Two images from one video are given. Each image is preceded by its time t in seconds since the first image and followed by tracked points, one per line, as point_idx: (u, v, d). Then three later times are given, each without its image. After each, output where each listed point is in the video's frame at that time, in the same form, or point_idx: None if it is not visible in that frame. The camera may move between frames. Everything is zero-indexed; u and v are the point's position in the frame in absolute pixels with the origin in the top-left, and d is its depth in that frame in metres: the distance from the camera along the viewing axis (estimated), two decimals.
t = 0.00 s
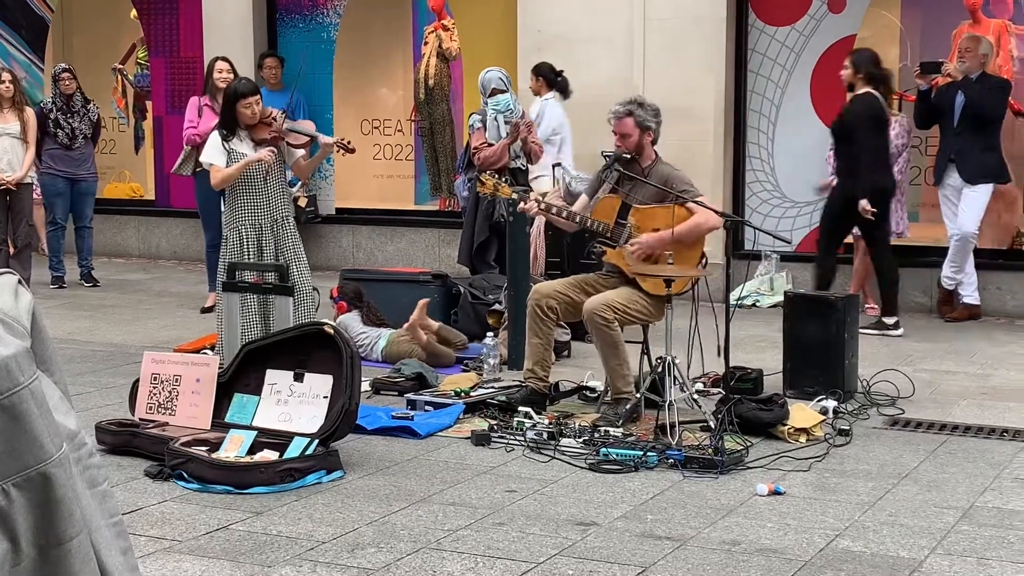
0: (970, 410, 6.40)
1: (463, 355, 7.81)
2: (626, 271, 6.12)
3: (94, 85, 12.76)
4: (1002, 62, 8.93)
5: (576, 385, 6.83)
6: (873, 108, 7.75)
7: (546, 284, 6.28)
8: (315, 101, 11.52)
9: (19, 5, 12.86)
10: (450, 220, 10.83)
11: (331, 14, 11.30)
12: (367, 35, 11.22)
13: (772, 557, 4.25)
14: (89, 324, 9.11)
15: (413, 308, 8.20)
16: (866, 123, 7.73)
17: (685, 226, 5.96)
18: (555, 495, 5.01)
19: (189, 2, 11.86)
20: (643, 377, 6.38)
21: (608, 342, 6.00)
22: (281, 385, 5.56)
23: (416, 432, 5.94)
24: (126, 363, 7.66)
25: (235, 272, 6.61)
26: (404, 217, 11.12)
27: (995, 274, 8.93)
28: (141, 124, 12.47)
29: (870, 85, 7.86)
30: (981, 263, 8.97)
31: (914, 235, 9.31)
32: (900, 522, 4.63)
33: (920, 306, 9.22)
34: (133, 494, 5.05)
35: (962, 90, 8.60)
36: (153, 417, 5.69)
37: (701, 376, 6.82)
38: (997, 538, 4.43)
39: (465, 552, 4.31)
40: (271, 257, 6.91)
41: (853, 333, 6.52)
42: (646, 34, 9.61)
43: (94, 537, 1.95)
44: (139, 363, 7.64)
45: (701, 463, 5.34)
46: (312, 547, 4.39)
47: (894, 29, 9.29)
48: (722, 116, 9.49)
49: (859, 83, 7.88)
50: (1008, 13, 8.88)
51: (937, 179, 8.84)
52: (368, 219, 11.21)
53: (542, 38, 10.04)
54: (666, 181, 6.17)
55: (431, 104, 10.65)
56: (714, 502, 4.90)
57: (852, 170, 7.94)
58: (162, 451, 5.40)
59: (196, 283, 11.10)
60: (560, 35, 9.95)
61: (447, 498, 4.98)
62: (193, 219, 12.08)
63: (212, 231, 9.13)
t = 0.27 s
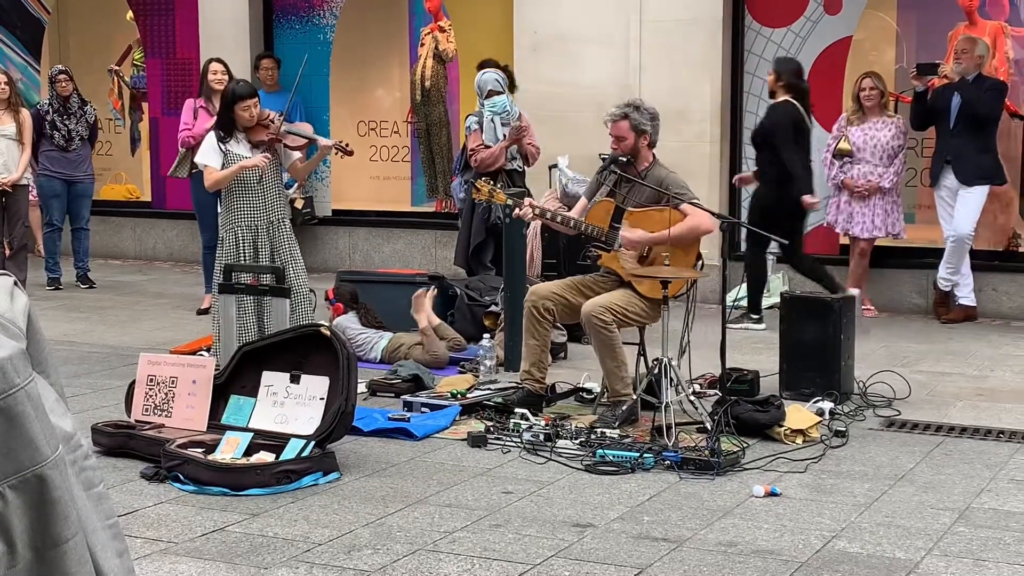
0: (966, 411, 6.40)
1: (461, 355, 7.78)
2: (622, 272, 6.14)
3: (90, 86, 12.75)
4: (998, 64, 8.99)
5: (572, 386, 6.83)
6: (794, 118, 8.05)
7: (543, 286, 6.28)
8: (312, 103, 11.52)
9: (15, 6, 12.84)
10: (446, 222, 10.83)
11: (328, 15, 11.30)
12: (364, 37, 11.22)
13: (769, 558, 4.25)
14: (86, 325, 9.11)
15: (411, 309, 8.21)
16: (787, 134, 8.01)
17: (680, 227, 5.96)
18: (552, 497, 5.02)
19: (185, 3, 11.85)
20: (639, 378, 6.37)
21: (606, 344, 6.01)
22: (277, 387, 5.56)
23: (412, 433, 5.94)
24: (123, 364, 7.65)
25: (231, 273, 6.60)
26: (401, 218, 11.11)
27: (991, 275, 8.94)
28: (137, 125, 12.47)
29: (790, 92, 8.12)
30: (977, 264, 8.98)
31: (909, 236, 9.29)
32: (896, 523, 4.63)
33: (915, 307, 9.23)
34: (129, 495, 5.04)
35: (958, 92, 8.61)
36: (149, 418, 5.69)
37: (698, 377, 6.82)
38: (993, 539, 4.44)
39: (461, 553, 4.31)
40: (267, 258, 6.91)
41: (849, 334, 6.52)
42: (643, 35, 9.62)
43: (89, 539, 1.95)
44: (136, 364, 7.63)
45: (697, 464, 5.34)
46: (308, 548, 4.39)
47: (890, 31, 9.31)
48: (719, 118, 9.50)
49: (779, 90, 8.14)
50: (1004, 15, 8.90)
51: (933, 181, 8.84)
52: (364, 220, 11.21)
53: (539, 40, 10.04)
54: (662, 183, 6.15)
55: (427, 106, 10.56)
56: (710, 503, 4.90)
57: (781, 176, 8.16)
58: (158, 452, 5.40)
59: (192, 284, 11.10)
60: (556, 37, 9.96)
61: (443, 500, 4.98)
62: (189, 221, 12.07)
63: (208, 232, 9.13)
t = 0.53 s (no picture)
0: (965, 413, 6.40)
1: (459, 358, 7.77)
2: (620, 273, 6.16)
3: (88, 87, 12.74)
4: (995, 65, 9.01)
5: (571, 389, 6.83)
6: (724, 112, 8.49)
7: (541, 287, 6.28)
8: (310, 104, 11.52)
9: (14, 8, 12.84)
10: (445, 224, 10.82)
11: (326, 17, 11.31)
12: (362, 38, 11.21)
13: (767, 560, 4.25)
14: (84, 327, 9.11)
15: (409, 311, 8.21)
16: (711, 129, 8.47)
17: (677, 226, 5.98)
18: (550, 498, 5.01)
19: (184, 4, 11.86)
20: (638, 380, 6.38)
21: (606, 346, 6.00)
22: (275, 388, 5.56)
23: (410, 435, 5.94)
24: (121, 366, 7.65)
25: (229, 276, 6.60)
26: (399, 220, 11.12)
27: (989, 277, 8.95)
28: (135, 127, 12.46)
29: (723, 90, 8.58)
30: (975, 266, 8.99)
31: (907, 238, 9.29)
32: (895, 525, 4.63)
33: (913, 309, 9.23)
34: (127, 497, 5.04)
35: (956, 93, 8.62)
36: (147, 420, 5.69)
37: (696, 379, 6.82)
38: (991, 541, 4.44)
39: (460, 555, 4.31)
40: (266, 260, 6.91)
41: (847, 335, 6.52)
42: (641, 37, 9.63)
43: (88, 542, 1.95)
44: (134, 366, 7.63)
45: (696, 466, 5.34)
46: (306, 550, 4.38)
47: (888, 32, 9.31)
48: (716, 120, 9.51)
49: (714, 89, 8.59)
50: (1002, 16, 8.91)
51: (931, 183, 8.84)
52: (362, 222, 11.21)
53: (537, 42, 10.05)
54: (660, 183, 6.15)
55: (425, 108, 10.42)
56: (709, 505, 4.91)
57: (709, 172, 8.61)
58: (156, 454, 5.40)
59: (190, 286, 11.10)
60: (554, 38, 9.96)
61: (441, 502, 4.97)
62: (187, 223, 12.07)
63: (206, 233, 9.12)
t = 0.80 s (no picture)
0: (965, 414, 6.40)
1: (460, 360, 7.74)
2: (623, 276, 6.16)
3: (88, 89, 12.73)
4: (996, 67, 9.01)
5: (571, 390, 6.83)
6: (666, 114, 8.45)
7: (542, 289, 6.28)
8: (311, 106, 11.52)
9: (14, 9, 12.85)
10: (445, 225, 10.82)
11: (326, 18, 11.32)
12: (363, 39, 11.20)
13: (768, 562, 4.24)
14: (85, 329, 9.11)
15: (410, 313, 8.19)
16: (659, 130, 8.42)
17: (678, 230, 5.97)
18: (551, 500, 5.01)
19: (184, 6, 11.86)
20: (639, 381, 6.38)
21: (610, 349, 6.00)
22: (276, 391, 5.55)
23: (411, 436, 5.94)
24: (122, 368, 7.66)
25: (230, 277, 6.59)
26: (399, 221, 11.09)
27: (990, 279, 8.94)
28: (136, 129, 12.45)
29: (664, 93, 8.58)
30: (976, 268, 8.99)
31: (908, 240, 9.29)
32: (896, 526, 4.63)
33: (914, 310, 9.23)
34: (128, 499, 5.04)
35: (956, 95, 8.62)
36: (147, 421, 5.69)
37: (696, 381, 6.82)
38: (992, 543, 4.43)
39: (461, 557, 4.31)
40: (266, 262, 6.91)
41: (848, 337, 6.52)
42: (642, 39, 9.62)
43: (88, 543, 1.95)
44: (135, 367, 7.64)
45: (696, 468, 5.34)
46: (306, 552, 4.38)
47: (888, 34, 9.31)
48: (717, 122, 9.51)
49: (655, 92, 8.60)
50: (1003, 18, 8.91)
51: (932, 184, 8.84)
52: (363, 224, 11.22)
53: (538, 43, 10.04)
54: (661, 186, 6.16)
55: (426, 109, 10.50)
56: (709, 507, 4.90)
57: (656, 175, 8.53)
58: (156, 456, 5.40)
59: (191, 288, 11.10)
60: (555, 39, 9.96)
61: (442, 503, 4.97)
62: (188, 224, 12.08)
63: (207, 235, 9.12)
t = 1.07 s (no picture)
0: (968, 416, 6.40)
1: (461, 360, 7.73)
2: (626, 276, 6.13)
3: (91, 90, 12.74)
4: (999, 68, 9.01)
5: (573, 391, 6.83)
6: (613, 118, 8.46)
7: (544, 290, 6.28)
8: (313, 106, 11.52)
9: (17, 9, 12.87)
10: (447, 226, 10.83)
11: (329, 19, 11.32)
12: (365, 40, 11.21)
13: (770, 563, 4.24)
14: (87, 329, 9.11)
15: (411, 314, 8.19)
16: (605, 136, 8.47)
17: (680, 229, 5.96)
18: (553, 501, 5.01)
19: (187, 6, 11.87)
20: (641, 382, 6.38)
21: (612, 349, 6.00)
22: (278, 391, 5.56)
23: (413, 437, 5.94)
24: (124, 368, 7.66)
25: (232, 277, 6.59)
26: (401, 222, 11.08)
27: (992, 280, 8.94)
28: (138, 129, 12.46)
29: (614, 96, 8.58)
30: (978, 269, 8.98)
31: (910, 241, 9.29)
32: (898, 528, 4.63)
33: (916, 311, 9.23)
34: (130, 499, 5.04)
35: (959, 96, 8.61)
36: (150, 422, 5.69)
37: (698, 382, 6.82)
38: (994, 544, 4.43)
39: (463, 558, 4.31)
40: (269, 262, 6.91)
41: (850, 339, 6.51)
42: (644, 40, 9.62)
43: (91, 543, 1.95)
44: (137, 368, 7.64)
45: (698, 469, 5.34)
46: (308, 553, 4.38)
47: (891, 35, 9.30)
48: (719, 123, 9.51)
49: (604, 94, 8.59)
50: (1005, 19, 8.91)
51: (934, 185, 8.84)
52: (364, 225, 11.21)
53: (540, 44, 10.04)
54: (663, 186, 6.16)
55: (428, 110, 10.73)
56: (711, 508, 4.90)
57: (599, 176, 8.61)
58: (159, 456, 5.40)
59: (193, 288, 11.10)
60: (557, 40, 9.96)
61: (444, 504, 4.97)
62: (191, 225, 12.08)
63: (210, 235, 9.13)
